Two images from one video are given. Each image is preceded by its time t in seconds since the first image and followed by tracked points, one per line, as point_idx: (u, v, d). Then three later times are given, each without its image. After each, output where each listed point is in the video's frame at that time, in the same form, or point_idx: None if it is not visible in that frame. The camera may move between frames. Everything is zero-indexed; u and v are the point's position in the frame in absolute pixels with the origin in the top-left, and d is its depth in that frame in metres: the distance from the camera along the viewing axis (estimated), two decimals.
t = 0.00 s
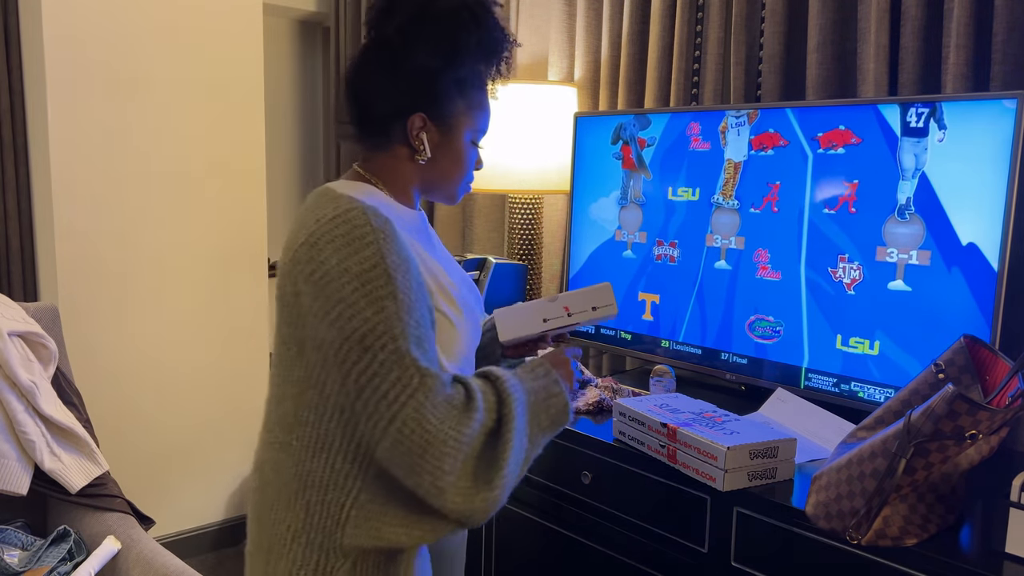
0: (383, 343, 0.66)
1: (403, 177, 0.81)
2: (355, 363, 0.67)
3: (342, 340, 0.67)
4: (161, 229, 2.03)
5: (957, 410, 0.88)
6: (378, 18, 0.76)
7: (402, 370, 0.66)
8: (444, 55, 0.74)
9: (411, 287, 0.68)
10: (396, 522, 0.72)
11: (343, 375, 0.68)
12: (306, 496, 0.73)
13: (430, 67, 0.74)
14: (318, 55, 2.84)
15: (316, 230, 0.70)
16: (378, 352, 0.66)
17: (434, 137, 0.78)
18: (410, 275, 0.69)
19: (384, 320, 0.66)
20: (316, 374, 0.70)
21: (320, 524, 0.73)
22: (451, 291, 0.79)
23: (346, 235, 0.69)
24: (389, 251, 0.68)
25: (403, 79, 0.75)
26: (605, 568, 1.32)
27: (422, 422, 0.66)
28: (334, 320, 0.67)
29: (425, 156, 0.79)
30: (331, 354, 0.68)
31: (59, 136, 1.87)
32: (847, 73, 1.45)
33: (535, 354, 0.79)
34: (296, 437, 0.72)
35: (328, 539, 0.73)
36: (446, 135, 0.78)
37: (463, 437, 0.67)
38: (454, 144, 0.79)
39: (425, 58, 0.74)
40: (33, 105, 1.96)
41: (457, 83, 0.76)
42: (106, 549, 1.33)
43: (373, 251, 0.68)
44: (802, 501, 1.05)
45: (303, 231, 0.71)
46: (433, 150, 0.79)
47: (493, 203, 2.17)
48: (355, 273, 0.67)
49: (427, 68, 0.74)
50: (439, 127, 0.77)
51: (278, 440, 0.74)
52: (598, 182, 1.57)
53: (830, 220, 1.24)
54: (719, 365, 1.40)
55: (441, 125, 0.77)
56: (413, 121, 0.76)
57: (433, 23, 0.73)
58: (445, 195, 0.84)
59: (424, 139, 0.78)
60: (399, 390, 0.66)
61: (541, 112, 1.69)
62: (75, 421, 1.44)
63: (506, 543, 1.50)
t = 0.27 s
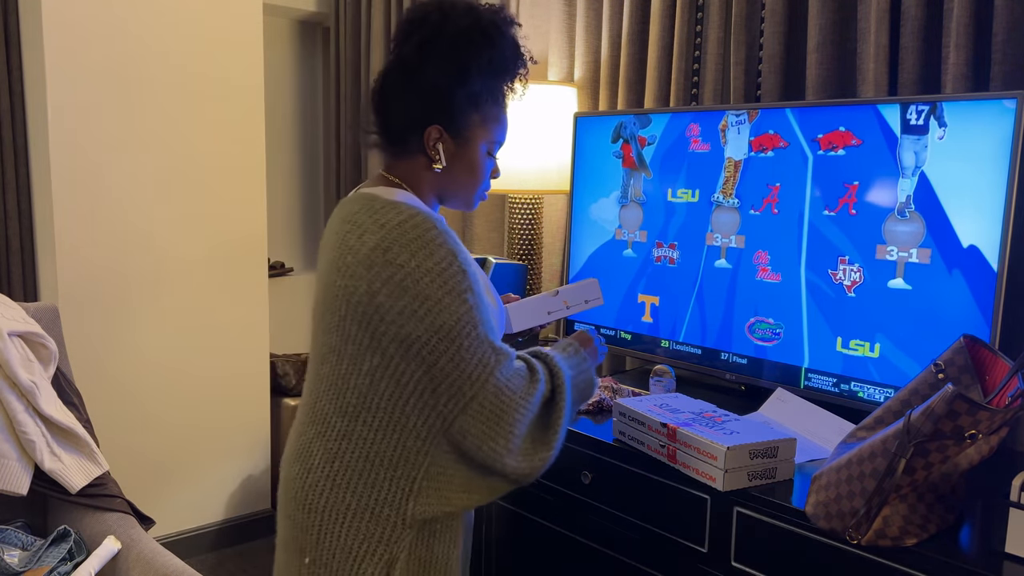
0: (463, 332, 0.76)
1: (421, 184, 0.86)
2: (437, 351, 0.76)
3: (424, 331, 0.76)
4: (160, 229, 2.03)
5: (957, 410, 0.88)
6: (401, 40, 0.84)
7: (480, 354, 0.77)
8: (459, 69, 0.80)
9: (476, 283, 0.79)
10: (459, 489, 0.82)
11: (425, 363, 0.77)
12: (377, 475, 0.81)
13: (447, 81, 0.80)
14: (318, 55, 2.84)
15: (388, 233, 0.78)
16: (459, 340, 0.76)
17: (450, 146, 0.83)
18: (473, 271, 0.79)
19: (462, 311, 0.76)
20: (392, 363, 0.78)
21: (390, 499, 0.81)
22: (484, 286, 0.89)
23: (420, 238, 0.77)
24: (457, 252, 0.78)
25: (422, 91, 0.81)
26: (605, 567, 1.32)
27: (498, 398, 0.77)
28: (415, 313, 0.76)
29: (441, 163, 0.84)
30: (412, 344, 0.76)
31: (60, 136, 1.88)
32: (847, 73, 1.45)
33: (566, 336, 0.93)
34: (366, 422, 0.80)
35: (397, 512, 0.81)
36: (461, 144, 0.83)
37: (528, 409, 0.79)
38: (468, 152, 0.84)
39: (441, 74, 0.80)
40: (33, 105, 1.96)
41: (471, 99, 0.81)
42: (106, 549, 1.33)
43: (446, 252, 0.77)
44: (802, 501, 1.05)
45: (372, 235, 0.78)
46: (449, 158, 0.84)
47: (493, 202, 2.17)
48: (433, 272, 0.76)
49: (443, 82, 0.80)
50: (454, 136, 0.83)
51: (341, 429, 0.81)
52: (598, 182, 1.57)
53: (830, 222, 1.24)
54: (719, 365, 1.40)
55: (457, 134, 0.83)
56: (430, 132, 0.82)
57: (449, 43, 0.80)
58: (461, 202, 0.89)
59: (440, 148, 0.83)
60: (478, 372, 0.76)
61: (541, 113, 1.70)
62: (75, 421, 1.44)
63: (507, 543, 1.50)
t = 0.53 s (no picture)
0: (486, 332, 0.79)
1: (435, 186, 0.88)
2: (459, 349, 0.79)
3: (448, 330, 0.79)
4: (160, 228, 2.03)
5: (957, 410, 0.88)
6: (416, 44, 0.85)
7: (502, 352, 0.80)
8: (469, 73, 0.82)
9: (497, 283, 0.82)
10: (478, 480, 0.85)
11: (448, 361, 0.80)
12: (399, 468, 0.83)
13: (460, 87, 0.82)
14: (318, 55, 2.84)
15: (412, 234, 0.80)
16: (482, 339, 0.79)
17: (464, 150, 0.85)
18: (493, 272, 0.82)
19: (485, 310, 0.79)
20: (417, 360, 0.80)
21: (411, 491, 0.83)
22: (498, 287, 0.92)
23: (444, 239, 0.80)
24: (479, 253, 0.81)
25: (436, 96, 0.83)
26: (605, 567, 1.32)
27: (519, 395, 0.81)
28: (438, 312, 0.79)
29: (455, 166, 0.86)
30: (436, 342, 0.79)
31: (59, 136, 1.88)
32: (847, 73, 1.45)
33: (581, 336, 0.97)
34: (388, 418, 0.82)
35: (419, 503, 0.84)
36: (476, 148, 0.85)
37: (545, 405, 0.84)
38: (482, 156, 0.86)
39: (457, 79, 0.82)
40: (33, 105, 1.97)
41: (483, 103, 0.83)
42: (106, 548, 1.33)
43: (469, 252, 0.80)
44: (802, 501, 1.05)
45: (395, 234, 0.80)
46: (463, 161, 0.86)
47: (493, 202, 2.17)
48: (456, 272, 0.79)
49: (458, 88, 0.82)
50: (469, 141, 0.85)
51: (363, 423, 0.82)
52: (598, 182, 1.57)
53: (830, 224, 1.24)
54: (719, 365, 1.40)
55: (472, 139, 0.85)
56: (446, 136, 0.84)
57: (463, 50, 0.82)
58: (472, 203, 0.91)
59: (455, 152, 0.85)
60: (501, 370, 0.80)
61: (541, 112, 1.70)
62: (75, 421, 1.44)
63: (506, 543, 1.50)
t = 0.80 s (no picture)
0: (459, 340, 0.77)
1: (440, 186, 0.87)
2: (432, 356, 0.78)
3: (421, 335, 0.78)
4: (160, 228, 2.03)
5: (957, 410, 0.88)
6: (422, 44, 0.84)
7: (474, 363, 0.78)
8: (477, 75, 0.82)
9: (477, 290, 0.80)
10: (463, 487, 0.84)
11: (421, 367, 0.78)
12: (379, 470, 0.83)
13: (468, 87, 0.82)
14: (318, 55, 2.84)
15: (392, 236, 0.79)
16: (456, 348, 0.77)
17: (469, 151, 0.85)
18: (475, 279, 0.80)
19: (460, 318, 0.77)
20: (391, 360, 0.80)
21: (393, 497, 0.83)
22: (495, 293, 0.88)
23: (422, 242, 0.79)
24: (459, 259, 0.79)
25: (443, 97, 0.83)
26: (605, 567, 1.32)
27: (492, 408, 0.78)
28: (412, 316, 0.78)
29: (460, 168, 0.86)
30: (410, 347, 0.78)
31: (59, 136, 1.88)
32: (847, 73, 1.45)
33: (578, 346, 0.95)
34: (366, 419, 0.82)
35: (402, 508, 0.83)
36: (481, 150, 0.85)
37: (522, 419, 0.81)
38: (487, 158, 0.86)
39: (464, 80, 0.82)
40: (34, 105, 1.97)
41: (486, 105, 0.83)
42: (106, 549, 1.33)
43: (446, 257, 0.78)
44: (802, 500, 1.05)
45: (375, 235, 0.80)
46: (468, 163, 0.86)
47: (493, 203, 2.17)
48: (432, 277, 0.78)
49: (465, 89, 0.82)
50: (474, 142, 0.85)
51: (348, 423, 0.83)
52: (598, 182, 1.57)
53: (830, 225, 1.24)
54: (719, 365, 1.40)
55: (477, 141, 0.85)
56: (451, 137, 0.84)
57: (469, 51, 0.82)
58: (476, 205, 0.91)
59: (460, 153, 0.85)
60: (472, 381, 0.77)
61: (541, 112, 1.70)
62: (75, 420, 1.44)
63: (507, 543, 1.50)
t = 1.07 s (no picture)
0: (377, 341, 0.68)
1: (422, 183, 0.83)
2: (349, 358, 0.69)
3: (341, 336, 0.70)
4: (160, 228, 2.03)
5: (956, 410, 0.88)
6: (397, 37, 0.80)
7: (392, 369, 0.68)
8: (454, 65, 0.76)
9: (410, 288, 0.70)
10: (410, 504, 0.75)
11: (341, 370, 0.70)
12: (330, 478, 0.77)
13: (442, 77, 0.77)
14: (318, 55, 2.84)
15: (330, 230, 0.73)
16: (373, 351, 0.68)
17: (446, 144, 0.80)
18: (408, 275, 0.70)
19: (381, 317, 0.68)
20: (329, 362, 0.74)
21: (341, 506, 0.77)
22: (466, 290, 0.79)
23: (354, 235, 0.71)
24: (388, 252, 0.70)
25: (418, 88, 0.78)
26: (605, 568, 1.32)
27: (411, 420, 0.68)
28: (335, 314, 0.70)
29: (438, 162, 0.81)
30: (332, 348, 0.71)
31: (60, 136, 1.88)
32: (847, 73, 1.45)
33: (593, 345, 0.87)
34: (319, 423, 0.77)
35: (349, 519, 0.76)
36: (458, 143, 0.80)
37: (450, 437, 0.69)
38: (466, 152, 0.80)
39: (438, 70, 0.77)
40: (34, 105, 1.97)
41: (462, 92, 0.77)
42: (106, 549, 1.33)
43: (373, 251, 0.70)
44: (802, 500, 1.05)
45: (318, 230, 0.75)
46: (445, 157, 0.80)
47: (493, 203, 2.17)
48: (356, 272, 0.70)
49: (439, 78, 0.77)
50: (450, 135, 0.79)
51: (309, 426, 0.79)
52: (598, 183, 1.57)
53: (831, 226, 1.24)
54: (719, 365, 1.40)
55: (452, 133, 0.79)
56: (423, 128, 0.79)
57: (442, 37, 0.76)
58: (465, 203, 0.85)
59: (436, 147, 0.79)
60: (388, 388, 0.68)
61: (541, 112, 1.70)
62: (75, 420, 1.44)
63: (506, 544, 1.50)
